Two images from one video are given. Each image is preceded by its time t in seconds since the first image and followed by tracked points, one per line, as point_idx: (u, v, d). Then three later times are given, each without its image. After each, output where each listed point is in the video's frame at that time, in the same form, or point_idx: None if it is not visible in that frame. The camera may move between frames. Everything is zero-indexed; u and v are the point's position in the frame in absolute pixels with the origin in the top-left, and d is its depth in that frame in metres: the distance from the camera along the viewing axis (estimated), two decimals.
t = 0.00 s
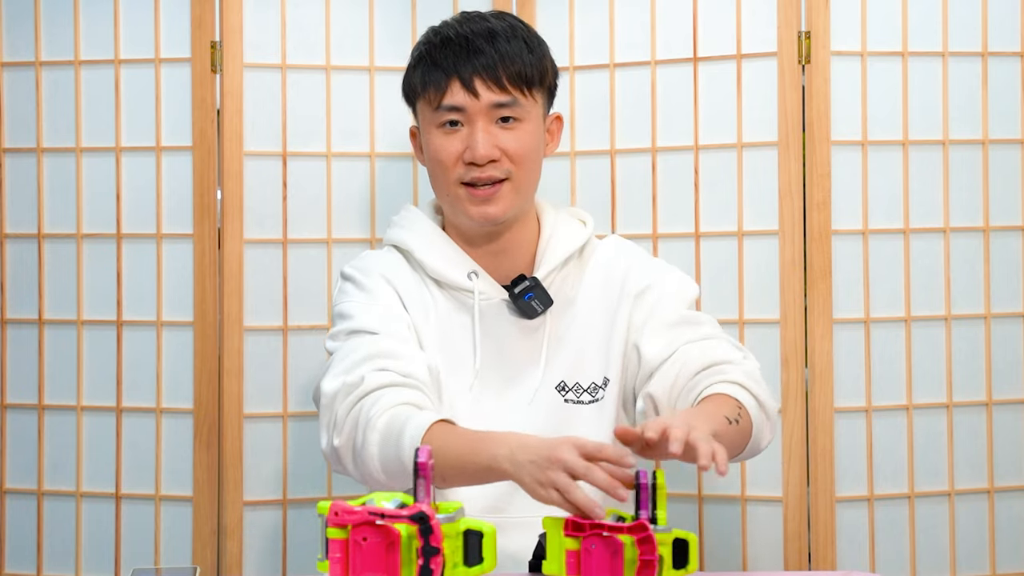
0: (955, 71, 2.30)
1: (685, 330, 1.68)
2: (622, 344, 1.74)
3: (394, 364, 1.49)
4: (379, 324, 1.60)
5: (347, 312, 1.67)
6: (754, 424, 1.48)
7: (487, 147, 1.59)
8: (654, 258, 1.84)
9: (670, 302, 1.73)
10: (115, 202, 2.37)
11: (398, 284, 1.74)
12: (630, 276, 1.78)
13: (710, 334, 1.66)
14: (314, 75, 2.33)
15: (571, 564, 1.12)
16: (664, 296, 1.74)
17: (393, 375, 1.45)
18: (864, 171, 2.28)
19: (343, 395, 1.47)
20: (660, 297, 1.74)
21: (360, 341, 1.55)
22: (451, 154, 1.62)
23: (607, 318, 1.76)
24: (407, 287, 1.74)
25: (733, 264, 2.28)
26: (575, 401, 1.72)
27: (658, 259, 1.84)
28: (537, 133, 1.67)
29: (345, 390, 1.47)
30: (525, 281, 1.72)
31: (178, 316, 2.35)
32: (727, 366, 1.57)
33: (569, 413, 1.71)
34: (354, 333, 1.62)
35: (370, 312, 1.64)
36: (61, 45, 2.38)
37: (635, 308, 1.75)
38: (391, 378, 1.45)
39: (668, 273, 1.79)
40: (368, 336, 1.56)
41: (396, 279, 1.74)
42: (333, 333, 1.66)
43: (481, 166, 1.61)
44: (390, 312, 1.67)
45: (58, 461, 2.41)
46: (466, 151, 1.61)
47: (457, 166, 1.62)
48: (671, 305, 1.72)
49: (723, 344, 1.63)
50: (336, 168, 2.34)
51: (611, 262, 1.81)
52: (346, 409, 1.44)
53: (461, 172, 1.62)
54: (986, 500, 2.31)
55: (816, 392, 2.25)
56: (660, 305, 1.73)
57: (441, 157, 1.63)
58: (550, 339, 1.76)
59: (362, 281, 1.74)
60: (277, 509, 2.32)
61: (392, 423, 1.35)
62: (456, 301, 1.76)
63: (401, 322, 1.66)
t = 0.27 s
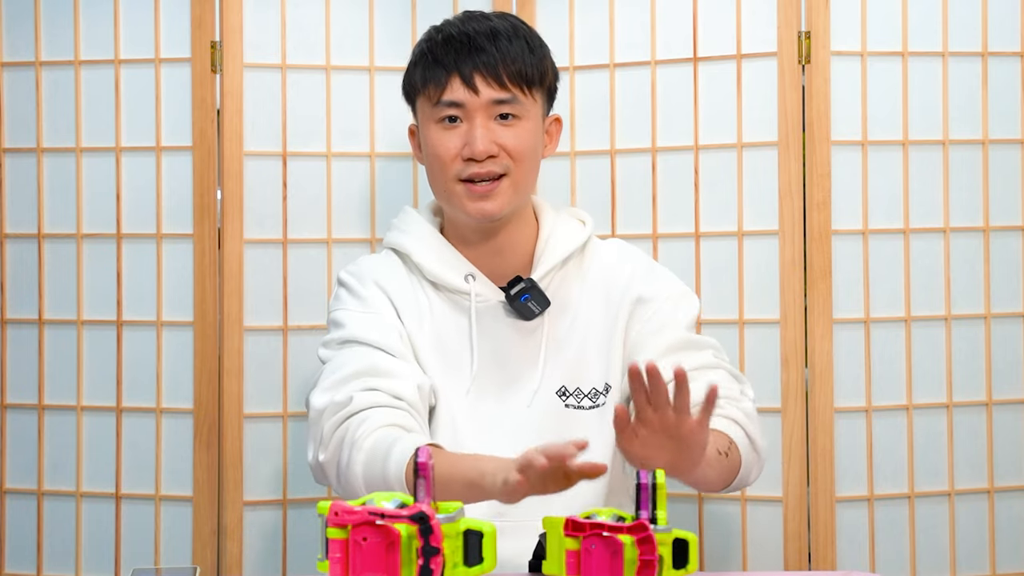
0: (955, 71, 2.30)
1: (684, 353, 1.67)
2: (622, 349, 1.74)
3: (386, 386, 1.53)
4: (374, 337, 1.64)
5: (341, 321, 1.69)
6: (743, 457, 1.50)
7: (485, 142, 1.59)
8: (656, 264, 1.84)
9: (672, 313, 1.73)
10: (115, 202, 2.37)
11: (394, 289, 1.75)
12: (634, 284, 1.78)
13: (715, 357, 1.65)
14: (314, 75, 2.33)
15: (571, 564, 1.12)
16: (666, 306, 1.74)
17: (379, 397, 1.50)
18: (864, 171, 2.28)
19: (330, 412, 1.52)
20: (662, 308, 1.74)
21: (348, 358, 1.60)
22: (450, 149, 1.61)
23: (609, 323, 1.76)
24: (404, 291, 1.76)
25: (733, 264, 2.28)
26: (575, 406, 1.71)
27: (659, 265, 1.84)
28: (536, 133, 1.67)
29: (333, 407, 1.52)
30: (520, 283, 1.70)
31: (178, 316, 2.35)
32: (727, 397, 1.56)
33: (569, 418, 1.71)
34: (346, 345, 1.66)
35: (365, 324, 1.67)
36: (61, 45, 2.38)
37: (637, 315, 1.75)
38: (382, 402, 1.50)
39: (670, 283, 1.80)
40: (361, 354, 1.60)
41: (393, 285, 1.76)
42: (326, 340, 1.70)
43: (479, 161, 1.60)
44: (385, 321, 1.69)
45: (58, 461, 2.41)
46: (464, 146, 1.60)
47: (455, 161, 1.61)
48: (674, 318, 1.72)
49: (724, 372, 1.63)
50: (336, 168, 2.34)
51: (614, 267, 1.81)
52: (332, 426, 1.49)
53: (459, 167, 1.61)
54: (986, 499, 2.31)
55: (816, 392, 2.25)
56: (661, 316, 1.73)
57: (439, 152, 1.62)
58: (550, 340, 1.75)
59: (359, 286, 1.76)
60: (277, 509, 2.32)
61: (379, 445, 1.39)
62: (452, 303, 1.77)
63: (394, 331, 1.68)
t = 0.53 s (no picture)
0: (955, 71, 2.30)
1: (678, 376, 1.69)
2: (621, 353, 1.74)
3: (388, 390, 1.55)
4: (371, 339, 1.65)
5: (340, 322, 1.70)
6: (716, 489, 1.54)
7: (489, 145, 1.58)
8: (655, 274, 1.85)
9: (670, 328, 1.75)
10: (114, 202, 2.37)
11: (392, 287, 1.75)
12: (634, 291, 1.78)
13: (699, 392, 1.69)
14: (314, 75, 2.33)
15: (571, 564, 1.12)
16: (665, 321, 1.76)
17: (381, 403, 1.52)
18: (864, 171, 2.27)
19: (331, 415, 1.54)
20: (661, 322, 1.75)
21: (349, 362, 1.61)
22: (452, 152, 1.60)
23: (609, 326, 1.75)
24: (402, 289, 1.76)
25: (733, 263, 2.28)
26: (572, 407, 1.71)
27: (659, 277, 1.85)
28: (537, 140, 1.67)
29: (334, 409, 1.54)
30: (517, 276, 1.70)
31: (178, 316, 2.35)
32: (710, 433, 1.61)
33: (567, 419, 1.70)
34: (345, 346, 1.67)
35: (362, 325, 1.68)
36: (61, 45, 2.38)
37: (635, 323, 1.76)
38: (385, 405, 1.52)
39: (670, 297, 1.81)
40: (362, 356, 1.62)
41: (391, 282, 1.76)
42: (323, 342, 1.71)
43: (481, 164, 1.59)
44: (383, 320, 1.69)
45: (58, 461, 2.41)
46: (467, 150, 1.60)
47: (457, 163, 1.60)
48: (671, 334, 1.74)
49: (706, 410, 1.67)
50: (336, 168, 2.34)
51: (614, 272, 1.81)
52: (333, 429, 1.51)
53: (460, 169, 1.60)
54: (986, 499, 2.31)
55: (816, 392, 2.25)
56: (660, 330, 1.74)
57: (441, 154, 1.61)
58: (549, 340, 1.75)
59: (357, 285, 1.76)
60: (277, 509, 2.32)
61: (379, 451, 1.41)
62: (450, 301, 1.77)
63: (392, 330, 1.68)
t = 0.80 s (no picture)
0: (955, 71, 2.30)
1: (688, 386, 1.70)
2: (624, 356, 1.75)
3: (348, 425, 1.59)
4: (350, 360, 1.68)
5: (322, 342, 1.74)
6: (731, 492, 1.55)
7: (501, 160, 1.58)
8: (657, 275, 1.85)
9: (675, 334, 1.76)
10: (114, 202, 2.37)
11: (385, 294, 1.76)
12: (637, 293, 1.78)
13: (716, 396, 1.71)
14: (314, 75, 2.33)
15: (571, 564, 1.12)
16: (670, 326, 1.76)
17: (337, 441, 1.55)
18: (864, 171, 2.27)
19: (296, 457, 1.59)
20: (665, 327, 1.76)
21: (319, 397, 1.66)
22: (463, 165, 1.61)
23: (613, 329, 1.76)
24: (396, 295, 1.77)
25: (733, 263, 2.28)
26: (574, 411, 1.71)
27: (660, 277, 1.84)
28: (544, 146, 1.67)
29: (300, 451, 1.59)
30: (515, 277, 1.69)
31: (178, 316, 2.35)
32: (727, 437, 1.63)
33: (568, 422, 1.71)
34: (323, 375, 1.72)
35: (346, 343, 1.71)
36: (61, 45, 2.38)
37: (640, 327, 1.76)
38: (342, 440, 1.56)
39: (673, 298, 1.81)
40: (330, 390, 1.67)
41: (382, 289, 1.77)
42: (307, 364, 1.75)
43: (492, 179, 1.60)
44: (370, 334, 1.72)
45: (58, 461, 2.42)
46: (478, 163, 1.60)
47: (468, 177, 1.61)
48: (677, 340, 1.75)
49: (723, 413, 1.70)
50: (336, 168, 2.34)
51: (617, 273, 1.81)
52: (298, 471, 1.56)
53: (472, 183, 1.61)
54: (986, 499, 2.31)
55: (816, 392, 2.25)
56: (665, 337, 1.75)
57: (452, 167, 1.62)
58: (550, 340, 1.75)
59: (349, 294, 1.78)
60: (277, 509, 2.32)
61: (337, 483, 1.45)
62: (447, 302, 1.76)
63: (376, 344, 1.70)
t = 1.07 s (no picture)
0: (955, 71, 2.30)
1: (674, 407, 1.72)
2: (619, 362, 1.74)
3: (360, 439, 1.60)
4: (353, 368, 1.69)
5: (324, 349, 1.74)
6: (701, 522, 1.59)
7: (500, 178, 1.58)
8: (655, 282, 1.84)
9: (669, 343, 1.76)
10: (115, 202, 2.37)
11: (384, 298, 1.76)
12: (633, 301, 1.78)
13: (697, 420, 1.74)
14: (314, 75, 2.33)
15: (571, 564, 1.12)
16: (665, 335, 1.76)
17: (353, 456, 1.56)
18: (864, 171, 2.27)
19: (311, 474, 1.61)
20: (660, 336, 1.76)
21: (327, 410, 1.67)
22: (462, 182, 1.61)
23: (608, 336, 1.75)
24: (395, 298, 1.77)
25: (733, 263, 2.28)
26: (572, 417, 1.71)
27: (658, 284, 1.84)
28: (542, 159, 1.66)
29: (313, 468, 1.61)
30: (512, 284, 1.70)
31: (178, 316, 2.35)
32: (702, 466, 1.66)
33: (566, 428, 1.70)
34: (328, 385, 1.73)
35: (346, 349, 1.71)
36: (61, 45, 2.38)
37: (635, 334, 1.76)
38: (357, 456, 1.56)
39: (669, 307, 1.81)
40: (339, 403, 1.68)
41: (381, 293, 1.77)
42: (311, 372, 1.76)
43: (491, 196, 1.60)
44: (369, 339, 1.72)
45: (58, 461, 2.42)
46: (477, 180, 1.60)
47: (467, 193, 1.61)
48: (670, 351, 1.75)
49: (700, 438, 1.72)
50: (336, 168, 2.34)
51: (613, 279, 1.81)
52: (312, 489, 1.58)
53: (470, 199, 1.61)
54: (986, 500, 2.31)
55: (816, 393, 2.25)
56: (659, 346, 1.75)
57: (451, 183, 1.61)
58: (547, 347, 1.75)
59: (346, 298, 1.78)
60: (277, 509, 2.32)
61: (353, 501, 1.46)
62: (446, 306, 1.77)
63: (377, 352, 1.71)
